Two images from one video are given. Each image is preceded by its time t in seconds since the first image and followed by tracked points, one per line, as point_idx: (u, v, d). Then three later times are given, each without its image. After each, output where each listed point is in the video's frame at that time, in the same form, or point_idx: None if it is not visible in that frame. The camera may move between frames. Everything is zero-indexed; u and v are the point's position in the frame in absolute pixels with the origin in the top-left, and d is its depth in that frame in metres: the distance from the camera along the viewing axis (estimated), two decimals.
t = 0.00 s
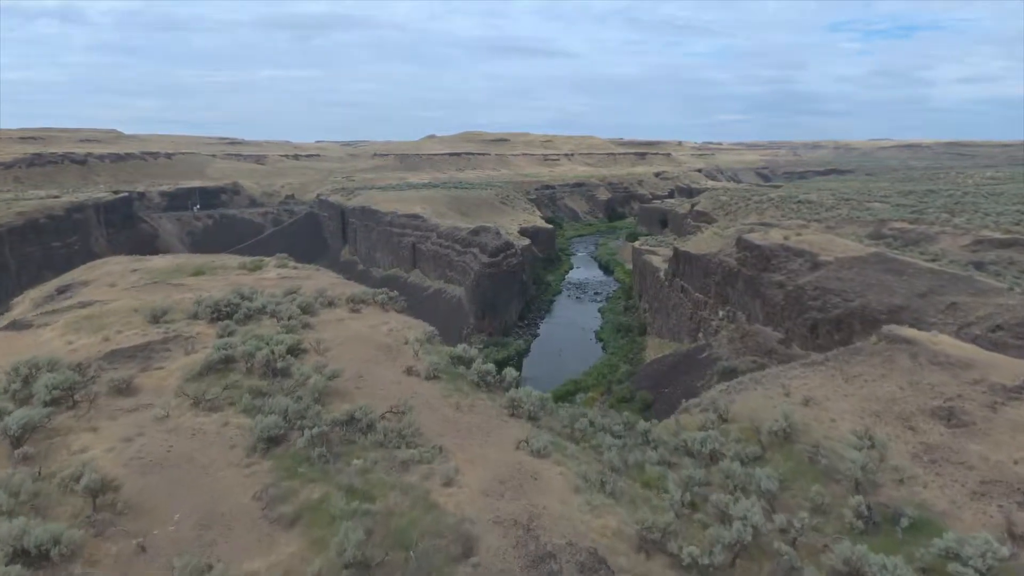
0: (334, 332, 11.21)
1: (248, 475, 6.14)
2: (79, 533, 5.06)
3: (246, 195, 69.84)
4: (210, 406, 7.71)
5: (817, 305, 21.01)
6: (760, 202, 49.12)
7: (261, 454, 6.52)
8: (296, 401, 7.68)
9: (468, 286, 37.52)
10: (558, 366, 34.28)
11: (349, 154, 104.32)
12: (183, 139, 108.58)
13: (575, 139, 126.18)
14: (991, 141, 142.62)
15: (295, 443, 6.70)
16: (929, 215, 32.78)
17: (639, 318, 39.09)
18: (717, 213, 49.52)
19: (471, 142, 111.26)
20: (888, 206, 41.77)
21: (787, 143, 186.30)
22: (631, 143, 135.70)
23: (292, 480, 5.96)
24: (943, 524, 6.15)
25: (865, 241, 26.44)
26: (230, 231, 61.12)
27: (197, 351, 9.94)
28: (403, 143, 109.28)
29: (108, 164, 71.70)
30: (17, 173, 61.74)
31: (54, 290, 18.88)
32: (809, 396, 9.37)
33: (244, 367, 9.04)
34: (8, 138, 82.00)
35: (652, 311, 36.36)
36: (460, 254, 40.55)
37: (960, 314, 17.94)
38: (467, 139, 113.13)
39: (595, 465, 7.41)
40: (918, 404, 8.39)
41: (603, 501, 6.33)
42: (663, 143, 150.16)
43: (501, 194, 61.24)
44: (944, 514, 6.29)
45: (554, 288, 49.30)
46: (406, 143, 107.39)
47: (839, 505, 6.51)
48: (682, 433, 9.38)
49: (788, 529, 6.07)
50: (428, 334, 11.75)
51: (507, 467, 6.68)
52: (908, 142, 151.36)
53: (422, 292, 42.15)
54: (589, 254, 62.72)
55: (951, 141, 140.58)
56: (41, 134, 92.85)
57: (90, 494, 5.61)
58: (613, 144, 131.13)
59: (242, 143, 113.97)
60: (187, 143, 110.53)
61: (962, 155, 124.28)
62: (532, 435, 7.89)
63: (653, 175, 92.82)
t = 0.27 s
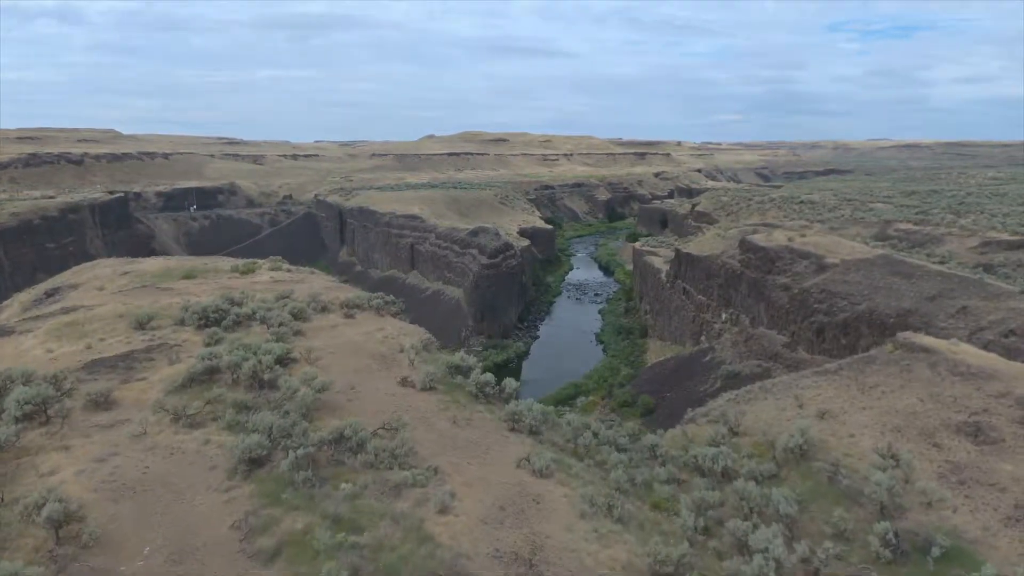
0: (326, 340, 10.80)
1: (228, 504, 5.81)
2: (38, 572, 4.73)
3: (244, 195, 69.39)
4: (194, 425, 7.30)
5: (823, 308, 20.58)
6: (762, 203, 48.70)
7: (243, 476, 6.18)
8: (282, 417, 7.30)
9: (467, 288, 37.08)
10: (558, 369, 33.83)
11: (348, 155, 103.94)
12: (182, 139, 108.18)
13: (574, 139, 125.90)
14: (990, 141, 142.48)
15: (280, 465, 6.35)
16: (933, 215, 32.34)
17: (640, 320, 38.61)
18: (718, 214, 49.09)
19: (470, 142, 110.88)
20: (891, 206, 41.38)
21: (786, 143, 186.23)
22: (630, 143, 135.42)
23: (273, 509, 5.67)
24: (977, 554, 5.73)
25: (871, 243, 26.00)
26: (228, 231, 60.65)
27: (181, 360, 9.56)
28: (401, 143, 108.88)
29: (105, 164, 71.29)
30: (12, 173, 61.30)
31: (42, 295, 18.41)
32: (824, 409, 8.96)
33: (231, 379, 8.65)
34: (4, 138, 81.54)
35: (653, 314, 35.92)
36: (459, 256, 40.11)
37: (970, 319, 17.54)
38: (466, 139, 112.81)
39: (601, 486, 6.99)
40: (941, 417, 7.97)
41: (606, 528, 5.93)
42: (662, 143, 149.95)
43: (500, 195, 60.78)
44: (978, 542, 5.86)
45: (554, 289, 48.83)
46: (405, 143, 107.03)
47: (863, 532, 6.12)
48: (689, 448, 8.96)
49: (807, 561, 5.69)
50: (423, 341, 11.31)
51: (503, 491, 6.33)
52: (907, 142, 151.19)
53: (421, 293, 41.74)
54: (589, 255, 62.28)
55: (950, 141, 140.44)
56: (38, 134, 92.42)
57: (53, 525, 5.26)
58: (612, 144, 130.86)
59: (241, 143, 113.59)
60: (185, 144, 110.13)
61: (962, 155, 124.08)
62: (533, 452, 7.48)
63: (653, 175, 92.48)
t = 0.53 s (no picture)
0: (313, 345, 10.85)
1: (205, 532, 6.51)
2: None
3: (242, 195, 68.94)
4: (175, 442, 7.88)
5: (830, 312, 20.14)
6: (764, 203, 48.29)
7: (221, 501, 6.94)
8: (266, 435, 7.94)
9: (466, 289, 36.61)
10: (559, 371, 33.40)
11: (347, 155, 103.49)
12: (181, 139, 107.91)
13: (574, 139, 125.59)
14: (990, 141, 142.24)
15: (259, 489, 7.15)
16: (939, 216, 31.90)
17: (641, 321, 38.17)
18: (719, 214, 48.67)
19: (470, 142, 110.45)
20: (894, 207, 40.99)
21: (785, 143, 185.76)
22: (630, 143, 135.09)
23: (254, 541, 6.36)
24: None
25: (876, 244, 25.62)
26: (225, 231, 60.13)
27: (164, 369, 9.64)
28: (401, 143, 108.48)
29: (102, 164, 70.82)
30: (8, 173, 60.90)
31: (30, 298, 18.02)
32: (840, 424, 9.45)
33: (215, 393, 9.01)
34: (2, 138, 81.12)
35: (654, 316, 35.47)
36: (458, 257, 39.67)
37: (982, 324, 17.13)
38: (465, 139, 112.45)
39: (608, 509, 7.37)
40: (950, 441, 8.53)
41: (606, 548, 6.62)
42: (661, 143, 149.64)
43: (500, 195, 60.33)
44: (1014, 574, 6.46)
45: (554, 290, 48.40)
46: (404, 143, 106.60)
47: (892, 562, 6.79)
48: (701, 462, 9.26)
49: None
50: (419, 345, 11.37)
51: (503, 521, 6.90)
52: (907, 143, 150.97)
53: (420, 294, 41.34)
54: (589, 255, 61.87)
55: (950, 141, 140.24)
56: (36, 134, 91.95)
57: (11, 561, 5.87)
58: (612, 144, 130.50)
59: (240, 143, 113.07)
60: (184, 144, 109.88)
61: (961, 155, 123.93)
62: (533, 473, 7.96)
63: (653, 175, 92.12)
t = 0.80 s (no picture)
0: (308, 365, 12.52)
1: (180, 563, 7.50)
2: None
3: (240, 195, 68.42)
4: (150, 462, 9.27)
5: (837, 315, 19.73)
6: (766, 203, 47.87)
7: (196, 533, 7.96)
8: (249, 456, 9.31)
9: (466, 291, 36.18)
10: (559, 375, 32.94)
11: (346, 155, 103.04)
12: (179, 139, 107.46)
13: (574, 139, 125.23)
14: (990, 142, 142.02)
15: (234, 520, 8.23)
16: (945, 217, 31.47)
17: (643, 324, 37.77)
18: (721, 215, 48.29)
19: (469, 142, 110.02)
20: (898, 208, 40.57)
21: (785, 143, 185.57)
22: (629, 143, 134.76)
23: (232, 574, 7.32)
24: None
25: (882, 246, 25.17)
26: (222, 232, 59.56)
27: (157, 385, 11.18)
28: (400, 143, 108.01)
29: (99, 164, 70.29)
30: (4, 174, 60.45)
31: (17, 303, 17.64)
32: (859, 438, 11.14)
33: (197, 405, 10.71)
34: None
35: (656, 318, 35.01)
36: (457, 258, 39.24)
37: (996, 329, 16.72)
38: (465, 139, 112.04)
39: (613, 533, 8.96)
40: (957, 456, 9.96)
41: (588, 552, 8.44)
42: (661, 143, 149.29)
43: (500, 195, 59.90)
44: None
45: (554, 291, 47.98)
46: (403, 143, 106.15)
47: None
48: (716, 478, 10.97)
49: None
50: (409, 355, 13.21)
51: (506, 554, 8.10)
52: (907, 143, 150.69)
53: (418, 296, 40.89)
54: (589, 256, 61.46)
55: (950, 142, 140.00)
56: (33, 134, 91.40)
57: None
58: (612, 144, 130.11)
59: (239, 143, 112.54)
60: (182, 145, 109.44)
61: (959, 156, 123.74)
62: (534, 495, 9.77)
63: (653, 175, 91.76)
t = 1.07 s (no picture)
0: (304, 380, 15.51)
1: None
2: None
3: (238, 195, 68.01)
4: (125, 486, 10.85)
5: (844, 319, 19.31)
6: (769, 203, 47.43)
7: (169, 569, 8.99)
8: (230, 482, 10.89)
9: (465, 293, 35.75)
10: (559, 377, 32.46)
11: (345, 154, 102.60)
12: (178, 138, 107.01)
13: (574, 139, 124.87)
14: (990, 142, 141.76)
15: (208, 555, 9.28)
16: (950, 218, 31.06)
17: (644, 325, 37.36)
18: (722, 216, 47.90)
19: (469, 142, 109.58)
20: (902, 209, 40.17)
21: (785, 143, 185.21)
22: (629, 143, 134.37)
23: None
24: None
25: (888, 248, 24.74)
26: (220, 232, 58.87)
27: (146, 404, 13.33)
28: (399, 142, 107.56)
29: (97, 164, 69.88)
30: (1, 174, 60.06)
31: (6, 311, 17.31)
32: (881, 456, 12.36)
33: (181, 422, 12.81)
34: None
35: (658, 320, 34.52)
36: (456, 259, 38.82)
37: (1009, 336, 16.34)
38: (465, 139, 111.64)
39: (613, 555, 10.21)
40: (976, 473, 11.10)
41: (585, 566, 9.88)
42: (661, 143, 148.89)
43: (499, 195, 59.48)
44: None
45: (554, 293, 47.55)
46: (403, 142, 105.69)
47: None
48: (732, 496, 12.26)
49: None
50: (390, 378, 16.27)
51: None
52: (907, 143, 150.33)
53: (417, 297, 40.45)
54: (589, 256, 61.07)
55: (950, 141, 139.72)
56: (30, 133, 90.89)
57: None
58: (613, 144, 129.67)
59: (238, 143, 112.12)
60: (181, 144, 109.01)
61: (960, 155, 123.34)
62: (538, 524, 11.01)
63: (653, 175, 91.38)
